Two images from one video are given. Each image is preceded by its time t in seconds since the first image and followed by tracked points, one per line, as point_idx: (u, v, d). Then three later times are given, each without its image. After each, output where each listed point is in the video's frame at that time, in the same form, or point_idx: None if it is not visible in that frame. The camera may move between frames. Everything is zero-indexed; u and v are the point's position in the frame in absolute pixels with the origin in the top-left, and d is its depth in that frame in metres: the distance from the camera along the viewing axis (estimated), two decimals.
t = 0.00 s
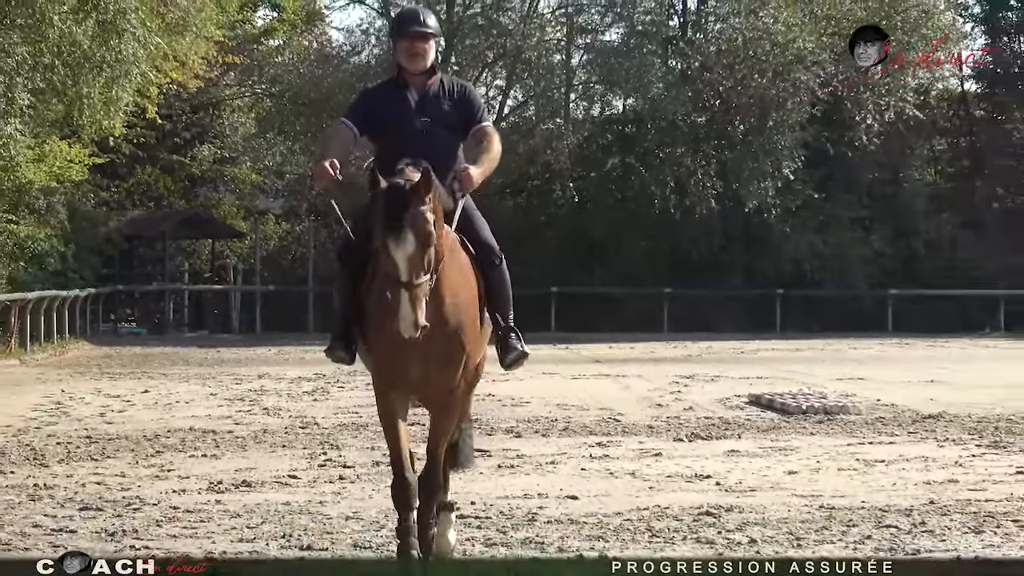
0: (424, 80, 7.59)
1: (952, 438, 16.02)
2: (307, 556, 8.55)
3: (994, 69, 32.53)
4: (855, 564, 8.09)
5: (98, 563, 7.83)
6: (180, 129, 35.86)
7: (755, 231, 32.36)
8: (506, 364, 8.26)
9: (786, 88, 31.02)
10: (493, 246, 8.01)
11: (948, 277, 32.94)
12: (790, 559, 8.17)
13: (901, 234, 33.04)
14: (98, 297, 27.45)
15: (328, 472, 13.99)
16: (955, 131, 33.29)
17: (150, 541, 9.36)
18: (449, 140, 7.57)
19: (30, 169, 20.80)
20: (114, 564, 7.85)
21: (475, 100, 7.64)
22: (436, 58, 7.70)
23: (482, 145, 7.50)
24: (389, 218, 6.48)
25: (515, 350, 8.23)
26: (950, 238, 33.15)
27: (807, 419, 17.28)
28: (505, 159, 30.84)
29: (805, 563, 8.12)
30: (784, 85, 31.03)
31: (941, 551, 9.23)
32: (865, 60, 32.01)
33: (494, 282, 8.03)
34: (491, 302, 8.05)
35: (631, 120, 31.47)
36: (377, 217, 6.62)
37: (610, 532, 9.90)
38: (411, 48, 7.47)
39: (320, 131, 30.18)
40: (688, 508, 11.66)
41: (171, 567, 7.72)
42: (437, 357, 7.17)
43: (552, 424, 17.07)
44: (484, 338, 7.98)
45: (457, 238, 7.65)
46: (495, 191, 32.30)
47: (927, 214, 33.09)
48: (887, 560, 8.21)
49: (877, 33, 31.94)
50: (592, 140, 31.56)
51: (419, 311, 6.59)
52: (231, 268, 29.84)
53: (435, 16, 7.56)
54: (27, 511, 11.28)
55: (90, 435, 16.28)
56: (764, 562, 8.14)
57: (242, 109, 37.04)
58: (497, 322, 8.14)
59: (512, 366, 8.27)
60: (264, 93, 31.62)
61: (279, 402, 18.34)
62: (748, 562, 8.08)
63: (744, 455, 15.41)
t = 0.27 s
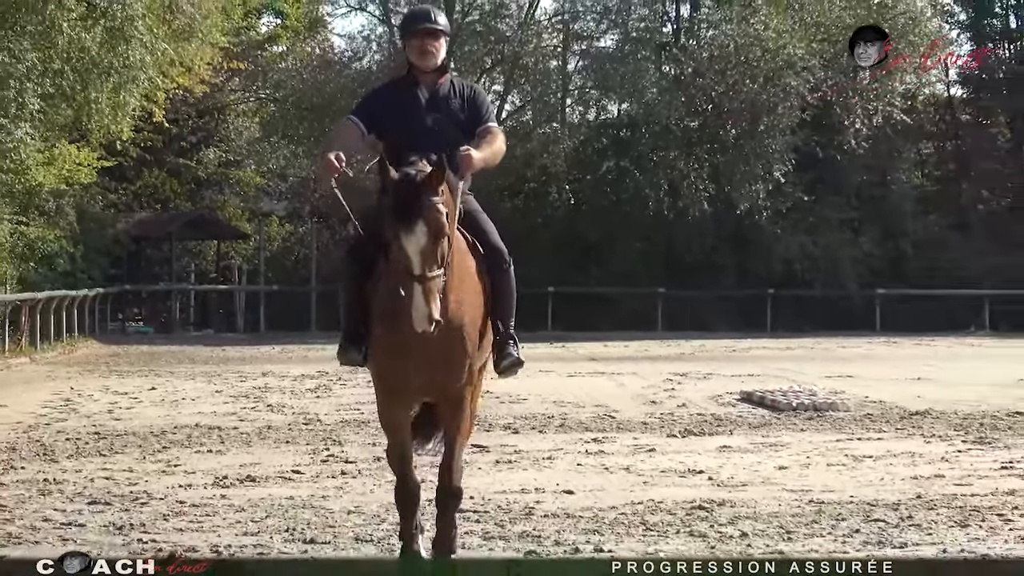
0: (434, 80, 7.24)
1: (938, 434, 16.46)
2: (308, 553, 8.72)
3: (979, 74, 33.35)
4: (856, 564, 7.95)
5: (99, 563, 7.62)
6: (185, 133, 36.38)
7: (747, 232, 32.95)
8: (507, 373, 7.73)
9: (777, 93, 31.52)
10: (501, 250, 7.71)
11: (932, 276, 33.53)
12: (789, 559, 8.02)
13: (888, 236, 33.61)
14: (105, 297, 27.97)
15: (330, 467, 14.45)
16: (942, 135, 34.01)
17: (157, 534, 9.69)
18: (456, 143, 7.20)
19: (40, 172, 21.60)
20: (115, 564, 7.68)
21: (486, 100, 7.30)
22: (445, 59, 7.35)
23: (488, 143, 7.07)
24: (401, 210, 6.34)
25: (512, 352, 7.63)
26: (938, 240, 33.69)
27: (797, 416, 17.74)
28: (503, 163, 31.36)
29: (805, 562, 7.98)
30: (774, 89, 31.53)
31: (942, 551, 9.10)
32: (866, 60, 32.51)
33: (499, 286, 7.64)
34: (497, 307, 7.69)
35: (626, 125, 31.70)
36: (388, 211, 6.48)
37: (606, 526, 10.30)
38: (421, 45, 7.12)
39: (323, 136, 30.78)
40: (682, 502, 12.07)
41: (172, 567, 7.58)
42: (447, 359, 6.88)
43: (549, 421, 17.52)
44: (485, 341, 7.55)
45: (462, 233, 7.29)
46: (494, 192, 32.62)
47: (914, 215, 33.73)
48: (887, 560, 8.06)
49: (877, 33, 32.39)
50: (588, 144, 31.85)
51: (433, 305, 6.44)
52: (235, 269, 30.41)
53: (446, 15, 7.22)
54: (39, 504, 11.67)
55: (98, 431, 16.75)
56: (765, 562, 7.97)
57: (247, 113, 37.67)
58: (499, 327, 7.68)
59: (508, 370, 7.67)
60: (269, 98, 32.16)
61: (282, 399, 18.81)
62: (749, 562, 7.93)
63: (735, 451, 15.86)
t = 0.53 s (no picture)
0: (446, 79, 7.50)
1: (926, 431, 16.84)
2: (311, 548, 9.05)
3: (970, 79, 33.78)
4: (855, 565, 8.15)
5: (99, 563, 7.96)
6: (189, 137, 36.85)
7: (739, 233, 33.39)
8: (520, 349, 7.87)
9: (769, 96, 31.77)
10: (509, 243, 7.94)
11: (920, 276, 33.97)
12: (789, 559, 8.23)
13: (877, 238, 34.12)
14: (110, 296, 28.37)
15: (332, 463, 14.85)
16: (929, 138, 34.28)
17: (162, 529, 9.99)
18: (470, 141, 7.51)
19: (47, 174, 22.02)
20: (114, 564, 7.96)
21: (496, 98, 7.60)
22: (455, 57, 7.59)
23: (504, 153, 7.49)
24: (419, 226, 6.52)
25: (525, 347, 8.15)
26: (927, 240, 34.06)
27: (788, 413, 18.15)
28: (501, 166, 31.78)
29: (805, 562, 8.18)
30: (766, 93, 31.77)
31: (938, 547, 9.18)
32: (866, 60, 32.98)
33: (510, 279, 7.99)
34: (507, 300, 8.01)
35: (620, 128, 32.48)
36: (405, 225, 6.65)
37: (599, 520, 10.53)
38: (436, 48, 7.36)
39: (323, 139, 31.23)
40: (675, 498, 12.27)
41: (172, 567, 7.83)
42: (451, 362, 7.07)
43: (545, 418, 17.94)
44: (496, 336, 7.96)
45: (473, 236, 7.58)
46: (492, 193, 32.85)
47: (903, 216, 34.12)
48: (886, 560, 8.27)
49: (876, 33, 32.81)
50: (584, 147, 32.67)
51: (449, 317, 6.62)
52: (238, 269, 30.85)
53: (457, 13, 7.43)
54: (46, 500, 11.99)
55: (104, 427, 17.16)
56: (766, 562, 8.18)
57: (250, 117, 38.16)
58: (509, 321, 8.06)
59: (520, 362, 8.22)
60: (271, 102, 32.60)
61: (284, 397, 19.23)
62: (749, 561, 8.14)
63: (727, 447, 16.26)
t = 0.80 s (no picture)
0: (456, 79, 7.09)
1: (909, 427, 17.28)
2: (307, 541, 9.37)
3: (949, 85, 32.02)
4: (856, 564, 7.98)
5: (99, 563, 7.74)
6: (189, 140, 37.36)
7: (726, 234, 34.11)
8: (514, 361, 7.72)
9: (755, 102, 32.40)
10: (513, 247, 7.65)
11: (904, 275, 34.67)
12: (790, 559, 8.06)
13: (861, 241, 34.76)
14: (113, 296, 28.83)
15: (329, 458, 15.30)
16: (911, 142, 34.56)
17: (163, 524, 10.39)
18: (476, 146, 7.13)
19: (50, 177, 22.57)
20: (114, 564, 7.79)
21: (505, 104, 7.27)
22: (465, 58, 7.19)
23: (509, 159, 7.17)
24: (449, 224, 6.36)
25: (518, 352, 7.79)
26: (909, 241, 34.80)
27: (774, 409, 18.62)
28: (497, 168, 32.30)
29: (805, 563, 8.02)
30: (752, 98, 32.39)
31: (921, 541, 9.48)
32: (866, 59, 31.66)
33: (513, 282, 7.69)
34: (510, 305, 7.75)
35: (610, 132, 33.15)
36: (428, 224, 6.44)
37: (590, 514, 10.82)
38: (450, 47, 6.97)
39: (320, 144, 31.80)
40: (663, 493, 12.60)
41: (172, 567, 7.67)
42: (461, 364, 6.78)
43: (537, 415, 18.39)
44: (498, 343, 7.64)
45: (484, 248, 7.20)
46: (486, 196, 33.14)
47: (885, 218, 35.05)
48: (888, 560, 8.10)
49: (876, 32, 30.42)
50: (575, 151, 33.29)
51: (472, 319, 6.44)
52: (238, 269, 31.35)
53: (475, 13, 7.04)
54: (49, 495, 12.39)
55: (107, 424, 17.61)
56: (765, 561, 8.01)
57: (250, 121, 38.69)
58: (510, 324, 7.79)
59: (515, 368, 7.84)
60: (270, 106, 33.14)
61: (283, 394, 19.69)
62: (749, 561, 7.97)
63: (715, 443, 16.70)
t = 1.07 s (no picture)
0: (461, 83, 7.06)
1: (888, 423, 17.69)
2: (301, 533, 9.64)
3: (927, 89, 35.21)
4: (855, 564, 7.88)
5: (99, 563, 7.77)
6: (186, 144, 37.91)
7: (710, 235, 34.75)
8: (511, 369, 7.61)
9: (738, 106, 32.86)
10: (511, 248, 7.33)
11: (884, 275, 35.04)
12: (789, 559, 7.99)
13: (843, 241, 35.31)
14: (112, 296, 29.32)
15: (323, 453, 15.79)
16: (890, 146, 35.85)
17: (161, 518, 10.80)
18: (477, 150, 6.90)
19: (50, 180, 23.13)
20: (115, 564, 7.81)
21: (505, 115, 7.11)
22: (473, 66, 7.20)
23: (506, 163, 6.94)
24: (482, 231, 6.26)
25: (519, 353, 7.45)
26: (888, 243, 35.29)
27: (757, 406, 19.08)
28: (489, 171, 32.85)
29: (804, 562, 7.95)
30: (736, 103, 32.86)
31: (900, 534, 9.29)
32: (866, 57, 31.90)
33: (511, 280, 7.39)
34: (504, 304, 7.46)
35: (597, 136, 33.51)
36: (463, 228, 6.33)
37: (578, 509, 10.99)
38: (458, 49, 6.97)
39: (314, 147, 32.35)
40: (649, 487, 12.86)
41: (173, 567, 7.71)
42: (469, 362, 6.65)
43: (526, 411, 18.87)
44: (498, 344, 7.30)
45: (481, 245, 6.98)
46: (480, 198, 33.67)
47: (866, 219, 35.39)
48: (888, 560, 8.01)
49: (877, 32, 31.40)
50: (563, 155, 33.66)
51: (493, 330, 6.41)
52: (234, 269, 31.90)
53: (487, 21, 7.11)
54: (51, 489, 12.85)
55: (106, 420, 18.10)
56: (765, 561, 7.96)
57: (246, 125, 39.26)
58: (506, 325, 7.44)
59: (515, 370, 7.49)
60: (265, 110, 33.71)
61: (278, 392, 20.18)
62: (748, 561, 7.92)
63: (698, 438, 17.14)
